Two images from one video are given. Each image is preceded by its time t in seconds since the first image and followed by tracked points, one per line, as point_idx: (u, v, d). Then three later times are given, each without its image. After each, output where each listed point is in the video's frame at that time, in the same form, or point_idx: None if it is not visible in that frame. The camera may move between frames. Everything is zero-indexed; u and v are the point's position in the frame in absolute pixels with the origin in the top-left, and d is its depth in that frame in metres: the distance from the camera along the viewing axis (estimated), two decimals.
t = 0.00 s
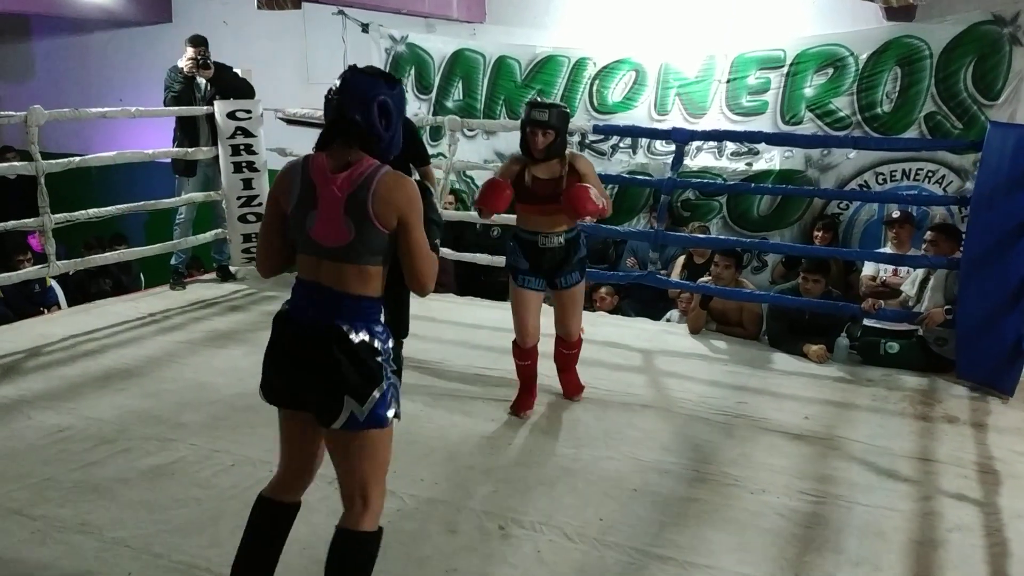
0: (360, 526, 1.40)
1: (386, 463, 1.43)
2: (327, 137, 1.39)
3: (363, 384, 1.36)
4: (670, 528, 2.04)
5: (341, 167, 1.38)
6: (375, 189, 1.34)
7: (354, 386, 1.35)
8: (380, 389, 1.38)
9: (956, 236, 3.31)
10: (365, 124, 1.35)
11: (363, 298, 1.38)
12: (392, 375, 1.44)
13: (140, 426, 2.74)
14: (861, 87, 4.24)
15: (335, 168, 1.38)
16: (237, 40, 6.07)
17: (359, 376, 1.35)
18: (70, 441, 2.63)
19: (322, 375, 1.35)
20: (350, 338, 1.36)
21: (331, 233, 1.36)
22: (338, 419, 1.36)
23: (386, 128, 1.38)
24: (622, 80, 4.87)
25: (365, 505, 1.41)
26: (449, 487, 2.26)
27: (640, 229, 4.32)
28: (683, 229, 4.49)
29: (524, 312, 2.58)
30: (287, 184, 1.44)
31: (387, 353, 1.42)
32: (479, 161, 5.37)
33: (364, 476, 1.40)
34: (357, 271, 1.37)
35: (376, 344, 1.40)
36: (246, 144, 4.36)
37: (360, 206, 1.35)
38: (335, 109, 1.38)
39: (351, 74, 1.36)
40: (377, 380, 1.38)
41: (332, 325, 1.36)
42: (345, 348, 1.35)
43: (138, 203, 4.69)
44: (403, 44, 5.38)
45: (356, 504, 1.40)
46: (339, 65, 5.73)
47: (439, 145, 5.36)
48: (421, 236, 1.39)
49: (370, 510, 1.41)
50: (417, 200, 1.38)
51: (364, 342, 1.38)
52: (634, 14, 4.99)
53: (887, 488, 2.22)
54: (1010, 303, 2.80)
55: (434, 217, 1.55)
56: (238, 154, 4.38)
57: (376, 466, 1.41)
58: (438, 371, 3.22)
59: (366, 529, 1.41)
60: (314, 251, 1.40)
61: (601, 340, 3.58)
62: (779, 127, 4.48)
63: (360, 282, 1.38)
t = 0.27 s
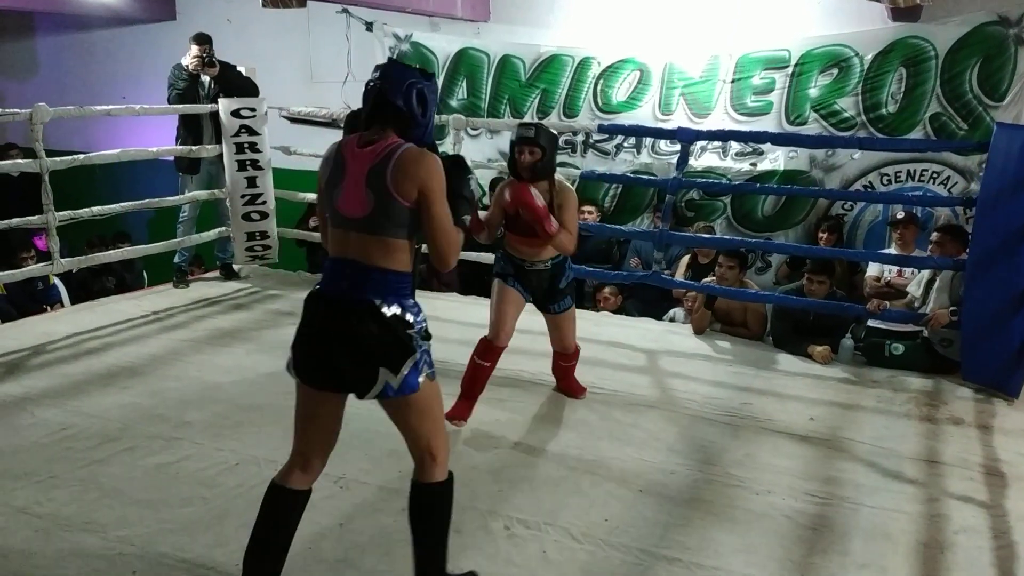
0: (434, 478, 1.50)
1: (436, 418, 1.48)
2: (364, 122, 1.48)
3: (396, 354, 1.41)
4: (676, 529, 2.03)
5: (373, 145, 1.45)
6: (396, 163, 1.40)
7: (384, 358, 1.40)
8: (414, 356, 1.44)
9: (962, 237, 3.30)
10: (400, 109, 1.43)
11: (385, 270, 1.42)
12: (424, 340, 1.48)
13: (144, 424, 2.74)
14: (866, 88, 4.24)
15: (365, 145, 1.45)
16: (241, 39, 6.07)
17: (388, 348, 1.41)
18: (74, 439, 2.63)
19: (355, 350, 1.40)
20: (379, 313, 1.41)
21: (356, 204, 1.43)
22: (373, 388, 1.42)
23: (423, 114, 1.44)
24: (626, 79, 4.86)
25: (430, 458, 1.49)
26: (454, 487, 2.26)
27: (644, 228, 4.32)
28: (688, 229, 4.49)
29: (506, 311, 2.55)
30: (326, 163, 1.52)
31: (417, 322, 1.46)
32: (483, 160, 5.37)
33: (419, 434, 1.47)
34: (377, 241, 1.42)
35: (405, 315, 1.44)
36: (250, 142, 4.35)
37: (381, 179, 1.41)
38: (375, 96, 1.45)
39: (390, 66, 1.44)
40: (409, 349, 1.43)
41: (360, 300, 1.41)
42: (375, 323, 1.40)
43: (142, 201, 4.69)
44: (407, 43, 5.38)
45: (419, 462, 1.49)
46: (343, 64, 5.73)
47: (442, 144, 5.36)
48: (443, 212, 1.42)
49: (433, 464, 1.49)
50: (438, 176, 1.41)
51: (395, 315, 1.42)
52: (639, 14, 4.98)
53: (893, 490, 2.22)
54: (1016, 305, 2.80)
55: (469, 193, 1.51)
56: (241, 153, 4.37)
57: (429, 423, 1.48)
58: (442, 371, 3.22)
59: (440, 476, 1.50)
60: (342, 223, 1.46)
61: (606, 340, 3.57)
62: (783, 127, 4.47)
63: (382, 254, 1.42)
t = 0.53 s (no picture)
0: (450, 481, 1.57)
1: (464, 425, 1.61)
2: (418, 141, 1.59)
3: (433, 364, 1.56)
4: (679, 530, 2.03)
5: (441, 165, 1.58)
6: (475, 189, 1.58)
7: (422, 369, 1.55)
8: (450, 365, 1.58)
9: (967, 238, 3.29)
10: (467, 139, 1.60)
11: (438, 286, 1.56)
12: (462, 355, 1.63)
13: (146, 423, 2.74)
14: (871, 88, 4.23)
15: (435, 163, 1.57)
16: (246, 36, 6.07)
17: (427, 359, 1.56)
18: (77, 436, 2.63)
19: (400, 361, 1.58)
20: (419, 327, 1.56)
21: (434, 216, 1.53)
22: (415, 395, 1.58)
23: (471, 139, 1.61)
24: (630, 78, 4.85)
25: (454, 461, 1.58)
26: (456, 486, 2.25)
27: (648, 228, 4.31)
28: (692, 229, 4.48)
29: (512, 315, 2.32)
30: (393, 171, 1.56)
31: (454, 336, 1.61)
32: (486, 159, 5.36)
33: (450, 436, 1.59)
34: (440, 255, 1.55)
35: (444, 331, 1.59)
36: (253, 140, 4.34)
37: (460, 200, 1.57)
38: (425, 120, 1.57)
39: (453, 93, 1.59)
40: (443, 359, 1.57)
41: (405, 316, 1.56)
42: (416, 337, 1.56)
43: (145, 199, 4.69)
44: (411, 41, 5.37)
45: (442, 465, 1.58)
46: (347, 62, 5.72)
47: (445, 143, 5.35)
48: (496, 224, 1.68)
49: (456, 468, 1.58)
50: (500, 206, 1.66)
51: (436, 330, 1.57)
52: (644, 12, 4.97)
53: (897, 491, 2.21)
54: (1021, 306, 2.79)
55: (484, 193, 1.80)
56: (245, 151, 4.36)
57: (457, 428, 1.60)
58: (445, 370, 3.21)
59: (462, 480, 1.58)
60: (410, 232, 1.54)
61: (609, 340, 3.57)
62: (788, 127, 4.46)
63: (441, 269, 1.56)
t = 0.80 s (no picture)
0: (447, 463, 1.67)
1: (466, 410, 1.70)
2: (408, 138, 1.61)
3: (445, 347, 1.67)
4: (682, 531, 2.02)
5: (434, 161, 1.60)
6: (467, 180, 1.59)
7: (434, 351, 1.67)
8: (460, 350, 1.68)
9: (976, 239, 3.27)
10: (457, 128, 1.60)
11: (446, 277, 1.67)
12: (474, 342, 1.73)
13: (150, 419, 2.75)
14: (880, 88, 4.20)
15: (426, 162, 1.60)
16: (254, 34, 6.08)
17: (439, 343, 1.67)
18: (81, 432, 2.64)
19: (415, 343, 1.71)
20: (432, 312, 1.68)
21: (430, 223, 1.61)
22: (428, 375, 1.70)
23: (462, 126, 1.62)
24: (638, 77, 4.83)
25: (455, 443, 1.68)
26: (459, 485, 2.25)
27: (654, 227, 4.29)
28: (698, 228, 4.47)
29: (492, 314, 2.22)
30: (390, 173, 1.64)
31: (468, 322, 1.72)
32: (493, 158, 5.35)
33: (453, 424, 1.69)
34: (440, 253, 1.65)
35: (458, 317, 1.69)
36: (259, 137, 4.35)
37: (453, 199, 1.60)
38: (416, 110, 1.59)
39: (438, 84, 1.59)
40: (453, 344, 1.68)
41: (421, 302, 1.69)
42: (429, 321, 1.68)
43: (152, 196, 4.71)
44: (419, 39, 5.36)
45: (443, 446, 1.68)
46: (354, 60, 5.73)
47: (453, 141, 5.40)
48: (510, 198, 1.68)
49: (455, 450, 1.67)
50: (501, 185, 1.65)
51: (448, 315, 1.68)
52: (653, 11, 4.95)
53: (903, 494, 2.19)
54: None
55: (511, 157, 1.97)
56: (251, 148, 4.37)
57: (459, 412, 1.69)
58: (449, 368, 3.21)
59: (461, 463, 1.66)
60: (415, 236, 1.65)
61: (613, 339, 3.56)
62: (796, 126, 4.44)
63: (445, 265, 1.66)
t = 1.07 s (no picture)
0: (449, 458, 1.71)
1: (459, 408, 1.74)
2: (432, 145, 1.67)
3: (439, 346, 1.68)
4: (692, 532, 2.02)
5: (450, 174, 1.65)
6: (478, 200, 1.65)
7: (428, 351, 1.67)
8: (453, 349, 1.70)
9: (991, 241, 3.25)
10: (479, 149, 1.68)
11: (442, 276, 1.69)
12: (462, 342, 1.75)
13: (162, 415, 2.78)
14: (896, 88, 4.17)
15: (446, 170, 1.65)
16: (268, 31, 6.11)
17: (433, 342, 1.67)
18: (94, 427, 2.66)
19: (404, 342, 1.68)
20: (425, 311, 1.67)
21: (436, 225, 1.65)
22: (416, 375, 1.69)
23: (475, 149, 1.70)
24: (652, 76, 4.82)
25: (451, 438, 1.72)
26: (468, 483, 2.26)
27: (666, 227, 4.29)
28: (710, 228, 4.45)
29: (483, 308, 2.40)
30: (405, 175, 1.67)
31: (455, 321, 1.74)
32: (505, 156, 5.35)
33: (449, 425, 1.73)
34: (440, 258, 1.67)
35: (449, 318, 1.72)
36: (274, 134, 4.38)
37: (463, 209, 1.66)
38: (442, 132, 1.65)
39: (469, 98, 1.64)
40: (445, 343, 1.69)
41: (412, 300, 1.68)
42: (422, 320, 1.67)
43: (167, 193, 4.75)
44: (433, 37, 5.37)
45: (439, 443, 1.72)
46: (367, 58, 5.75)
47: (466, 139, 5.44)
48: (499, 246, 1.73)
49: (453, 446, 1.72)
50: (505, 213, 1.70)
51: (441, 317, 1.70)
52: (667, 9, 4.94)
53: (914, 497, 2.18)
54: None
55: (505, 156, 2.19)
56: (265, 145, 4.40)
57: (450, 412, 1.73)
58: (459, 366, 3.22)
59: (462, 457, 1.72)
60: (416, 237, 1.68)
61: (624, 339, 3.56)
62: (810, 126, 4.42)
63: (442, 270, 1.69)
